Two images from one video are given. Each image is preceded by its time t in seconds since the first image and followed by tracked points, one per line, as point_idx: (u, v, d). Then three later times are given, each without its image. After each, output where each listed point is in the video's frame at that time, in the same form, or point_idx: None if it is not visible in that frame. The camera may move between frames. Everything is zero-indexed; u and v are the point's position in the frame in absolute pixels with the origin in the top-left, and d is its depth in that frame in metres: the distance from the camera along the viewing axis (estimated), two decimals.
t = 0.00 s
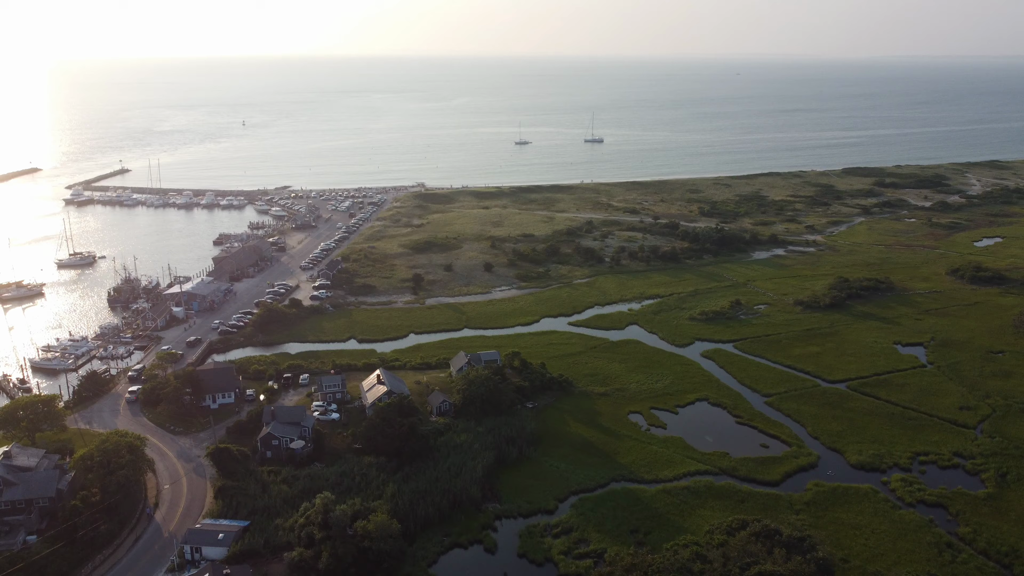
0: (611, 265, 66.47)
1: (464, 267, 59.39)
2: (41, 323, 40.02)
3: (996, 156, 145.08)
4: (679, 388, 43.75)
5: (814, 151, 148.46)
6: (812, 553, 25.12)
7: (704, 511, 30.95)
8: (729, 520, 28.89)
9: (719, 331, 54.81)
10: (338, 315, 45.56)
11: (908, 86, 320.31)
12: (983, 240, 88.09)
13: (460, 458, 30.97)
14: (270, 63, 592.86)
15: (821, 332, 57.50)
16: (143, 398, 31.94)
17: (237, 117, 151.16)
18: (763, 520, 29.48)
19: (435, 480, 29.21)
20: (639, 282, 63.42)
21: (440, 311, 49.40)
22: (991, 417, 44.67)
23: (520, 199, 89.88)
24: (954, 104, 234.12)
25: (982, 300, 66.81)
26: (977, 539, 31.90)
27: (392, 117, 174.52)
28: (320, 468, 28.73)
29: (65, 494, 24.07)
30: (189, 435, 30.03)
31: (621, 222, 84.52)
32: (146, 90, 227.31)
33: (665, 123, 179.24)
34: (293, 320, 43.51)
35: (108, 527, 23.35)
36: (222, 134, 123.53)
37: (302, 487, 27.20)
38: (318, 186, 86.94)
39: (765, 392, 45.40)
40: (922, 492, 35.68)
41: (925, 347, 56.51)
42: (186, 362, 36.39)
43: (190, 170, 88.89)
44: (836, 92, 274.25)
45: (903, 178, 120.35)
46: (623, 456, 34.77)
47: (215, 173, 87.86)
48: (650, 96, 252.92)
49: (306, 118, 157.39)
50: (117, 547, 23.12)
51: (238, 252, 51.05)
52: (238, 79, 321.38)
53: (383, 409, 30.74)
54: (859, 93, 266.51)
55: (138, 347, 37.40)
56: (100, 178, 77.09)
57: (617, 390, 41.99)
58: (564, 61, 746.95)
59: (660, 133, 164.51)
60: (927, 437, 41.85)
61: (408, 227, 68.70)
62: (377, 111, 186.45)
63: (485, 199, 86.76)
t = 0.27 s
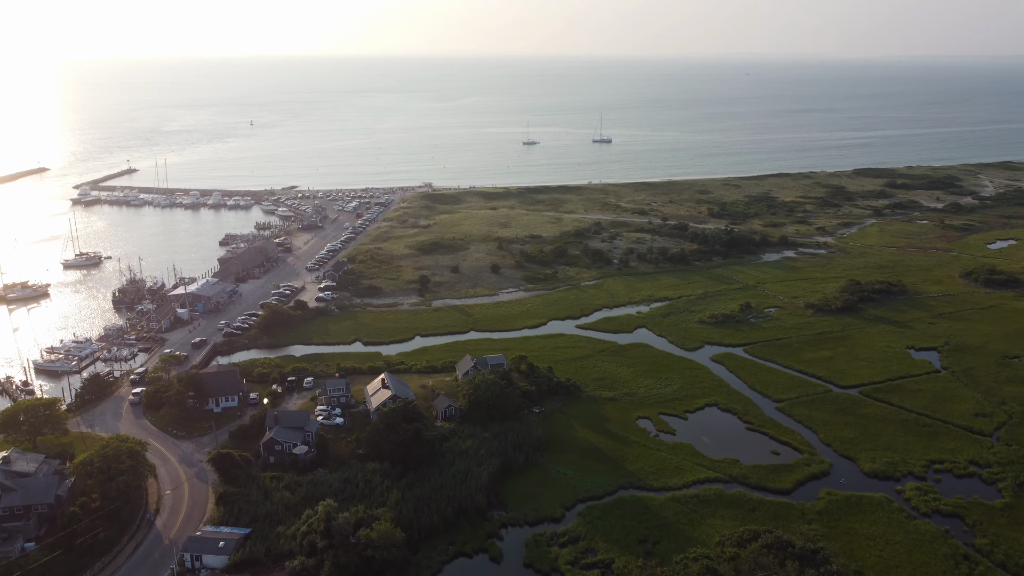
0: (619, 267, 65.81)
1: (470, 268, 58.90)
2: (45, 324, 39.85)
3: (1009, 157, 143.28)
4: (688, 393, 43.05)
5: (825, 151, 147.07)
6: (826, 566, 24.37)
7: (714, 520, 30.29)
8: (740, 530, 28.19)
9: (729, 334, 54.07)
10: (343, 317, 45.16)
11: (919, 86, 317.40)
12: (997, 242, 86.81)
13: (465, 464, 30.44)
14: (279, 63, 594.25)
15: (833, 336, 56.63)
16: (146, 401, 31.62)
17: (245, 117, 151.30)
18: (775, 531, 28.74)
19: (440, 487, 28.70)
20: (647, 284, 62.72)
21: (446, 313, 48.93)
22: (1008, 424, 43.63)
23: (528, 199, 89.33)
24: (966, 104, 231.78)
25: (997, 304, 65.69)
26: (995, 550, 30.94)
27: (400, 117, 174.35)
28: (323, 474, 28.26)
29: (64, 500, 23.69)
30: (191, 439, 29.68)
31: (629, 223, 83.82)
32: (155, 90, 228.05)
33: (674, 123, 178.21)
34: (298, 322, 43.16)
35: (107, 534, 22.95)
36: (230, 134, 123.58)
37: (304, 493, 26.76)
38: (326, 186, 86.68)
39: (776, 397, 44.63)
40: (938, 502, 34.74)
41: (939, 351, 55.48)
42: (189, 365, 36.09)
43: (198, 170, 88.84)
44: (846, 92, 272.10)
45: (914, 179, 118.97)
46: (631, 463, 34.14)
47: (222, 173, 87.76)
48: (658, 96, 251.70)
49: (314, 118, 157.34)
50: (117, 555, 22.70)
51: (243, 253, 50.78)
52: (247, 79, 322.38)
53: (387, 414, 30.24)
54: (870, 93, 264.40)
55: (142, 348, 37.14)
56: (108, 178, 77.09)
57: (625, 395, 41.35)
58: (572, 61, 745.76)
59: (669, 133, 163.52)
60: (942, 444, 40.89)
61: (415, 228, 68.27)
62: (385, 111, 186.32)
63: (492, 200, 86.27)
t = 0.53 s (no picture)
0: (628, 269, 65.16)
1: (477, 270, 58.41)
2: (49, 325, 39.66)
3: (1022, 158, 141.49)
4: (698, 398, 42.40)
5: (836, 152, 145.69)
6: None
7: (725, 530, 29.64)
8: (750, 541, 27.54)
9: (739, 338, 53.33)
10: (349, 319, 44.78)
11: (930, 85, 314.49)
12: (1011, 245, 85.50)
13: (471, 471, 29.94)
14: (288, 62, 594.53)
15: (844, 340, 55.76)
16: (148, 404, 31.27)
17: (253, 117, 151.37)
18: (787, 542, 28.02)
19: (445, 495, 28.20)
20: (656, 286, 62.06)
21: (452, 315, 48.47)
22: None
23: (535, 200, 88.78)
24: (978, 104, 229.32)
25: (1011, 307, 64.58)
26: (1013, 563, 30.03)
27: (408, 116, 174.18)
28: (326, 481, 27.78)
29: (63, 506, 23.30)
30: (194, 444, 29.32)
31: (638, 225, 83.10)
32: (164, 90, 228.80)
33: (683, 123, 177.12)
34: (302, 324, 42.85)
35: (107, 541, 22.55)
36: (238, 134, 123.66)
37: (307, 500, 26.34)
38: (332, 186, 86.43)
39: (787, 402, 43.88)
40: (954, 512, 33.81)
41: (952, 356, 54.48)
42: (193, 368, 35.80)
43: (205, 170, 88.76)
44: (856, 92, 269.97)
45: (926, 181, 117.59)
46: (640, 470, 33.53)
47: (229, 173, 87.66)
48: (666, 96, 250.55)
49: (322, 117, 157.27)
50: (115, 563, 22.25)
51: (248, 254, 50.51)
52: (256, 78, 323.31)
53: (391, 419, 29.73)
54: (881, 94, 262.19)
55: (145, 350, 36.86)
56: (115, 178, 77.07)
57: (633, 400, 40.75)
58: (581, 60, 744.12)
59: (678, 133, 162.55)
60: (957, 451, 39.95)
61: (422, 229, 67.87)
62: (393, 111, 186.11)
63: (500, 200, 85.80)
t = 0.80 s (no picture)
0: (636, 271, 64.49)
1: (484, 272, 57.92)
2: (54, 326, 39.45)
3: None
4: (707, 403, 41.74)
5: (846, 153, 144.28)
6: None
7: (735, 540, 29.01)
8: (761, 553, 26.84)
9: (749, 342, 52.58)
10: (354, 321, 44.40)
11: (941, 85, 311.70)
12: None
13: (477, 478, 29.43)
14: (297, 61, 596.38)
15: (856, 344, 54.88)
16: (151, 407, 30.96)
17: (261, 117, 151.48)
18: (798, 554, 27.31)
19: (449, 502, 27.69)
20: (664, 289, 61.36)
21: (459, 318, 47.99)
22: None
23: (543, 201, 88.19)
24: (991, 104, 226.81)
25: None
26: None
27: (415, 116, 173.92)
28: (329, 488, 27.34)
29: (62, 513, 22.96)
30: (196, 448, 28.97)
31: (646, 226, 82.38)
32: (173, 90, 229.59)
33: (692, 124, 175.97)
34: (308, 326, 42.49)
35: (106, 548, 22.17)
36: (246, 134, 123.73)
37: (309, 507, 25.89)
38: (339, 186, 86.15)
39: (798, 408, 43.14)
40: (970, 522, 32.84)
41: (967, 361, 53.47)
42: (196, 370, 35.51)
43: (212, 170, 88.68)
44: (866, 92, 267.83)
45: (938, 182, 116.20)
46: (648, 478, 32.93)
47: (236, 173, 87.54)
48: (675, 96, 249.30)
49: (330, 117, 157.17)
50: (114, 570, 21.85)
51: (254, 255, 50.25)
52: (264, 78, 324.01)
53: (396, 425, 29.26)
54: (892, 94, 259.81)
55: (149, 353, 36.61)
56: (122, 178, 77.05)
57: (642, 405, 40.13)
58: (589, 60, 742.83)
59: (687, 133, 161.50)
60: (973, 460, 39.00)
61: (428, 230, 67.45)
62: (400, 111, 185.89)
63: (507, 201, 85.28)
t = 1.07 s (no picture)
0: (645, 274, 63.81)
1: (491, 274, 57.41)
2: (59, 327, 39.25)
3: None
4: (717, 409, 41.05)
5: (858, 154, 142.85)
6: None
7: (746, 552, 28.37)
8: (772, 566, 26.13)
9: (759, 346, 51.82)
10: (360, 324, 44.01)
11: (954, 85, 308.44)
12: None
13: (483, 485, 28.91)
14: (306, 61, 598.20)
15: (869, 348, 53.94)
16: (154, 411, 30.63)
17: (269, 116, 151.66)
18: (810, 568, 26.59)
19: (454, 510, 27.18)
20: (673, 291, 60.66)
21: (465, 320, 47.49)
22: None
23: (551, 202, 87.61)
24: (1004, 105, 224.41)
25: None
26: None
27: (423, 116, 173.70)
28: (332, 495, 26.89)
29: (60, 520, 22.60)
30: (198, 453, 28.61)
31: (655, 227, 81.66)
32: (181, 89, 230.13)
33: (701, 124, 174.84)
34: (313, 328, 42.12)
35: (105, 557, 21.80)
36: (254, 133, 123.79)
37: (312, 515, 25.45)
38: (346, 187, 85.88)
39: (809, 414, 42.37)
40: (987, 534, 31.81)
41: (982, 367, 52.32)
42: (200, 373, 35.20)
43: (220, 170, 88.62)
44: (877, 92, 265.51)
45: (951, 183, 114.68)
46: (657, 486, 32.30)
47: (244, 173, 87.42)
48: (684, 96, 248.07)
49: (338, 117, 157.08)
50: None
51: (260, 257, 49.96)
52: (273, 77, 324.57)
53: (400, 431, 28.77)
54: (903, 94, 257.55)
55: (153, 355, 36.33)
56: (130, 178, 77.04)
57: (650, 411, 39.49)
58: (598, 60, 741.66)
59: (696, 134, 160.43)
60: (989, 469, 37.97)
61: (435, 231, 67.03)
62: (409, 111, 185.74)
63: (515, 202, 84.74)
